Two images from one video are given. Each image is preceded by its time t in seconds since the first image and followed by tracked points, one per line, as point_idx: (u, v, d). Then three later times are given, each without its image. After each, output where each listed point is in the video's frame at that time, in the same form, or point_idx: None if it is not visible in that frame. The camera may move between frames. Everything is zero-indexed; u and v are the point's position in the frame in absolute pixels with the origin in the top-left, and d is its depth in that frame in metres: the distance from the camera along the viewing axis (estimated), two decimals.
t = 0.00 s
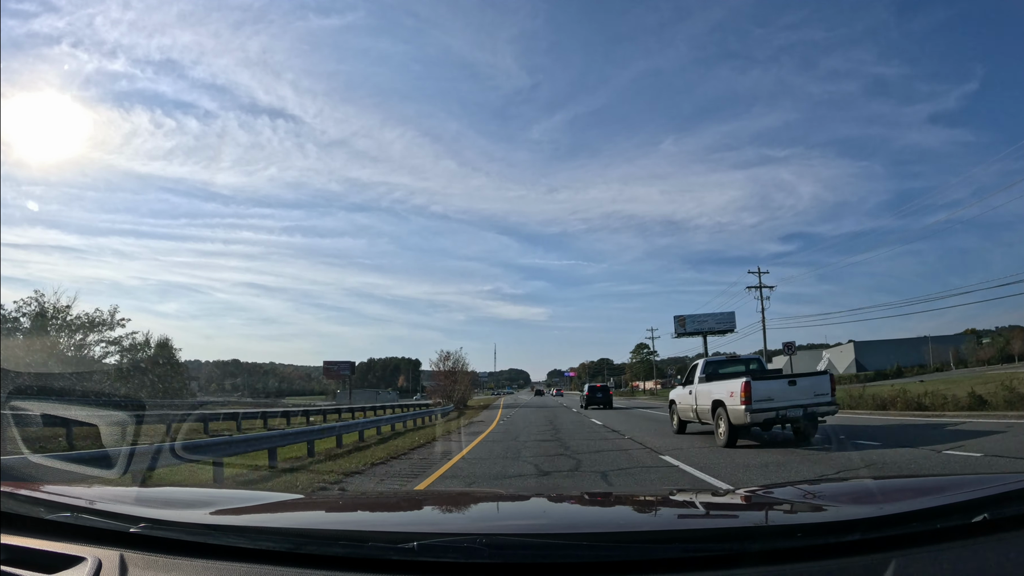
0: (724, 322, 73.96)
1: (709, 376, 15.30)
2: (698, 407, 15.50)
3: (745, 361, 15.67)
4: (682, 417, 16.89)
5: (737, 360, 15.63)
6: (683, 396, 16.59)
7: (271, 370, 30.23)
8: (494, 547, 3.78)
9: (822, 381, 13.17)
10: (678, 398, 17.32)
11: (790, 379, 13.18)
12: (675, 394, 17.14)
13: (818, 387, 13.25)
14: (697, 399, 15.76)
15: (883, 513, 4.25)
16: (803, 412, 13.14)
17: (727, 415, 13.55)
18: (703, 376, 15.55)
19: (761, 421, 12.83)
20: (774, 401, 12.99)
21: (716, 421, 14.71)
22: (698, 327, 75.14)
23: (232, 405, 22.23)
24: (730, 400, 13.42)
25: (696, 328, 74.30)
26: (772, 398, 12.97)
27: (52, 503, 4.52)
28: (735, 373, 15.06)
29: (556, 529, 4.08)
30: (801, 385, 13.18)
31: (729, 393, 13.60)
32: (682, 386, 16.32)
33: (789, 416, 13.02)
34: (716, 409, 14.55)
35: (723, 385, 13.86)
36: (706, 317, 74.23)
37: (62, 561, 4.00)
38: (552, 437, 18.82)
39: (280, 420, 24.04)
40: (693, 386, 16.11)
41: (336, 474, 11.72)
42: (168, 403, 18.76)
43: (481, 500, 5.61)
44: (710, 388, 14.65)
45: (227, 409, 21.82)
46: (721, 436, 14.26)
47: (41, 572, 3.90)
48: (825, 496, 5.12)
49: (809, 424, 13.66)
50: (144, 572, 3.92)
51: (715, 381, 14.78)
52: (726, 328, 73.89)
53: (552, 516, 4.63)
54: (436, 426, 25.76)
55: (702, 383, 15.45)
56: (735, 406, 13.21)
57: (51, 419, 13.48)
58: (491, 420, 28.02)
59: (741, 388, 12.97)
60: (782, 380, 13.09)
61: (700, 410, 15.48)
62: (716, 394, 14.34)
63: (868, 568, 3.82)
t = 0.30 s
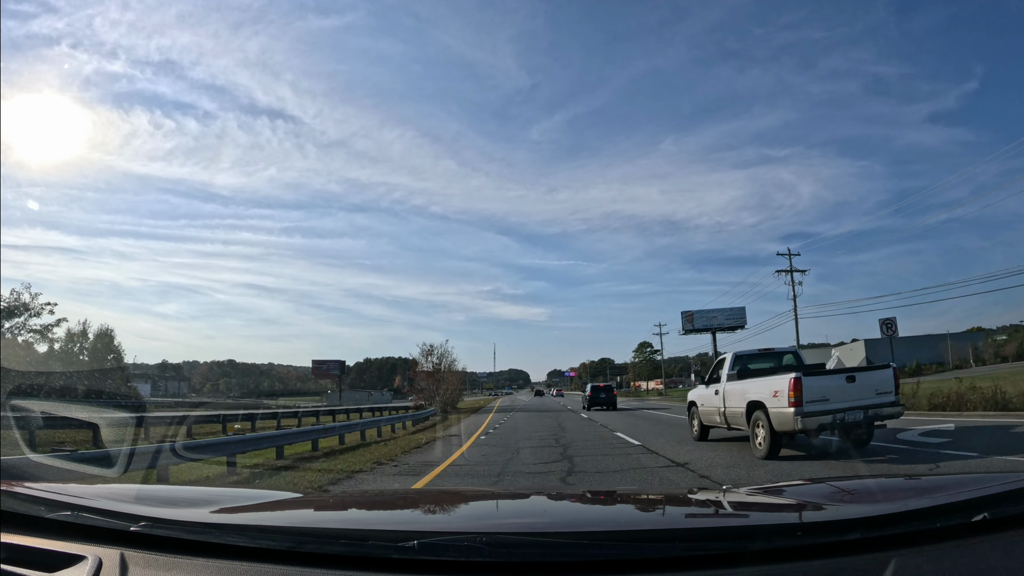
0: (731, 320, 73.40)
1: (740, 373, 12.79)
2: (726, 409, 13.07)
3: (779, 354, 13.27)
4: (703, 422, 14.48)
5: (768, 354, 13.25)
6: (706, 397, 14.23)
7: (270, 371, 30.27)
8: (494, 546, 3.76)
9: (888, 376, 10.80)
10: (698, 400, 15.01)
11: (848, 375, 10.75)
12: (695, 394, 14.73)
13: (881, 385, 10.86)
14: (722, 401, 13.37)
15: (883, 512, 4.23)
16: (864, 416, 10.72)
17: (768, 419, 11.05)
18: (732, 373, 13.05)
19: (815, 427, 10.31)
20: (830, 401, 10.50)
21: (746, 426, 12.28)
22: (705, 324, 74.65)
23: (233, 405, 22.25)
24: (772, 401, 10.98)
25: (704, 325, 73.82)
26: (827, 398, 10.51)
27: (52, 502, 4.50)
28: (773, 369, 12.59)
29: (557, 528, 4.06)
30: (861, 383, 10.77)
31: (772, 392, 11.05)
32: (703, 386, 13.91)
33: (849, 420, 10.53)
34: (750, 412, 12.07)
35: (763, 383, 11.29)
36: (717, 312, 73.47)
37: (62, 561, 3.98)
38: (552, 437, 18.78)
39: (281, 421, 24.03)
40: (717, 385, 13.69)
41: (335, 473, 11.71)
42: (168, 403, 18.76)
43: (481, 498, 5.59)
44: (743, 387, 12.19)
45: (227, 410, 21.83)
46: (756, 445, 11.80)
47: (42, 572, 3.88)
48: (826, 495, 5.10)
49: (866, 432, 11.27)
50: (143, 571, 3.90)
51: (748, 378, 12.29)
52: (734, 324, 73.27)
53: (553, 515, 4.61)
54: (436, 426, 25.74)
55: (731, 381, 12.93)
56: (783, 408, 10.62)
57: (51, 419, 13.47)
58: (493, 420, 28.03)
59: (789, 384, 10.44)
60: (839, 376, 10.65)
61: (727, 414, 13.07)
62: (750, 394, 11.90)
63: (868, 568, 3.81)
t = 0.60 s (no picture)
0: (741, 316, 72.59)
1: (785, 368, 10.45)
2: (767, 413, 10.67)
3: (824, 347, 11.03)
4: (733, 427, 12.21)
5: (812, 345, 11.01)
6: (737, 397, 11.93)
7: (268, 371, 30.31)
8: (494, 546, 3.76)
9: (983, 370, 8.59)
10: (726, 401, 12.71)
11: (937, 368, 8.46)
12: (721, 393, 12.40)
13: (973, 381, 8.65)
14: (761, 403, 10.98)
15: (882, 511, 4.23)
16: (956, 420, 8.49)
17: (834, 427, 8.68)
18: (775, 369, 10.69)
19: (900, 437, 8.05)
20: (918, 403, 8.24)
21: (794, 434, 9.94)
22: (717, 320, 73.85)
23: (232, 405, 22.28)
24: (836, 402, 8.65)
25: (715, 321, 73.21)
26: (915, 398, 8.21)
27: (52, 502, 4.50)
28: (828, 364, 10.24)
29: (556, 528, 4.06)
30: (951, 379, 8.52)
31: (839, 392, 8.65)
32: (737, 385, 11.49)
33: (941, 427, 8.26)
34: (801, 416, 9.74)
35: (824, 379, 8.97)
36: (728, 306, 72.57)
37: (62, 561, 3.98)
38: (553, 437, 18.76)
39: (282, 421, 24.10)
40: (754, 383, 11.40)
41: (335, 474, 11.74)
42: (168, 403, 18.78)
43: (481, 499, 5.60)
44: (792, 386, 9.84)
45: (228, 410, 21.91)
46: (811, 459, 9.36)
47: (42, 572, 3.88)
48: (824, 494, 5.10)
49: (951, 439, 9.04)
50: (143, 572, 3.90)
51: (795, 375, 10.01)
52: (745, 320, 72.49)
53: (553, 515, 4.60)
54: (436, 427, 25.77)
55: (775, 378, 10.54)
56: (856, 413, 8.29)
57: (51, 421, 13.52)
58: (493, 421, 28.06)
59: (867, 381, 8.16)
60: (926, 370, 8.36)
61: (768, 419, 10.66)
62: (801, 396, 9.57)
63: (867, 568, 3.80)
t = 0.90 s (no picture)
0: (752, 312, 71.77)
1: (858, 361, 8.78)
2: (835, 416, 8.98)
3: (890, 331, 9.46)
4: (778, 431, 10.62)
5: (879, 330, 9.43)
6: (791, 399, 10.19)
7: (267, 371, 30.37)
8: (495, 547, 3.76)
9: None
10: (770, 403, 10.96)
11: None
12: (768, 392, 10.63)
13: None
14: (825, 404, 9.30)
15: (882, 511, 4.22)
16: None
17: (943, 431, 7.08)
18: (845, 360, 9.00)
19: None
20: None
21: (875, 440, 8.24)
22: (729, 315, 73.00)
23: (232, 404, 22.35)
24: (950, 402, 6.96)
25: (726, 316, 72.46)
26: None
27: (51, 503, 4.50)
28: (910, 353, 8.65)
29: (558, 529, 4.06)
30: None
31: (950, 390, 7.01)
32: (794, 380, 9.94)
33: None
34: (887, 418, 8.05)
35: (925, 373, 7.32)
36: (740, 300, 71.78)
37: (62, 562, 3.98)
38: (553, 437, 18.76)
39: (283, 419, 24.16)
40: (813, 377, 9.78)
41: (333, 474, 11.78)
42: (167, 402, 18.82)
43: (483, 500, 5.61)
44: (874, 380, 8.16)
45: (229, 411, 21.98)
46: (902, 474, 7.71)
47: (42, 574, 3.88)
48: (824, 495, 5.10)
49: None
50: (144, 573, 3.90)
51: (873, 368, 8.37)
52: (755, 316, 71.67)
53: (553, 516, 4.60)
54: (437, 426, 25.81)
55: (846, 371, 8.87)
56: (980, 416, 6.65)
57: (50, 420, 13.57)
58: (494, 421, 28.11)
59: (996, 373, 6.50)
60: None
61: (835, 425, 8.99)
62: (888, 395, 7.90)
63: (867, 568, 3.79)
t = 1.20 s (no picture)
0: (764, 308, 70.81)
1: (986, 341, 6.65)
2: (948, 421, 6.85)
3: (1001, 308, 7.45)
4: (853, 441, 8.43)
5: (989, 305, 7.34)
6: (874, 396, 7.99)
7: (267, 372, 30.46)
8: (494, 547, 3.75)
9: None
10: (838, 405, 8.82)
11: None
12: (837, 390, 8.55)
13: None
14: (930, 405, 7.13)
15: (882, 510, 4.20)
16: None
17: None
18: (960, 345, 6.86)
19: None
20: None
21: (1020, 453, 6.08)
22: (743, 310, 71.85)
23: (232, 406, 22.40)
24: None
25: (738, 311, 71.57)
26: None
27: (52, 503, 4.49)
28: None
29: (558, 528, 4.04)
30: None
31: None
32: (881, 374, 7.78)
33: None
34: None
35: None
36: (752, 294, 70.81)
37: (63, 562, 3.97)
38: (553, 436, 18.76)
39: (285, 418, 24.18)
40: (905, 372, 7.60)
41: (332, 473, 11.81)
42: (166, 403, 18.85)
43: (484, 499, 5.60)
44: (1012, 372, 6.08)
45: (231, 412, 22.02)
46: None
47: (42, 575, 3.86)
48: (824, 494, 5.08)
49: None
50: (144, 573, 3.89)
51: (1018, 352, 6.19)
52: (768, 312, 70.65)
53: (554, 516, 4.58)
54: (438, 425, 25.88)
55: (964, 360, 6.74)
56: None
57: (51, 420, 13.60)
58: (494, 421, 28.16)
59: None
60: None
61: (947, 433, 6.86)
62: None
63: (867, 568, 3.77)
